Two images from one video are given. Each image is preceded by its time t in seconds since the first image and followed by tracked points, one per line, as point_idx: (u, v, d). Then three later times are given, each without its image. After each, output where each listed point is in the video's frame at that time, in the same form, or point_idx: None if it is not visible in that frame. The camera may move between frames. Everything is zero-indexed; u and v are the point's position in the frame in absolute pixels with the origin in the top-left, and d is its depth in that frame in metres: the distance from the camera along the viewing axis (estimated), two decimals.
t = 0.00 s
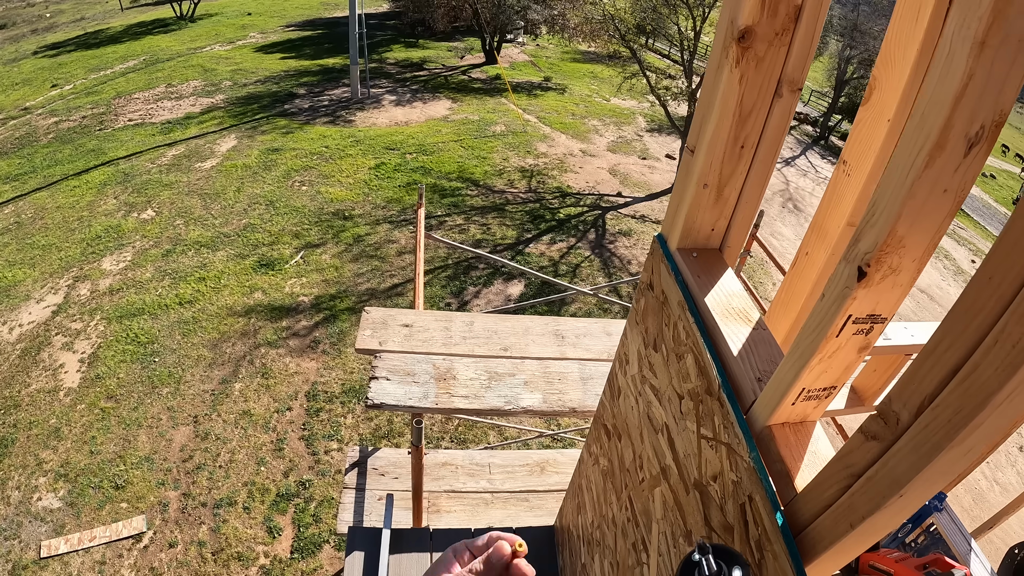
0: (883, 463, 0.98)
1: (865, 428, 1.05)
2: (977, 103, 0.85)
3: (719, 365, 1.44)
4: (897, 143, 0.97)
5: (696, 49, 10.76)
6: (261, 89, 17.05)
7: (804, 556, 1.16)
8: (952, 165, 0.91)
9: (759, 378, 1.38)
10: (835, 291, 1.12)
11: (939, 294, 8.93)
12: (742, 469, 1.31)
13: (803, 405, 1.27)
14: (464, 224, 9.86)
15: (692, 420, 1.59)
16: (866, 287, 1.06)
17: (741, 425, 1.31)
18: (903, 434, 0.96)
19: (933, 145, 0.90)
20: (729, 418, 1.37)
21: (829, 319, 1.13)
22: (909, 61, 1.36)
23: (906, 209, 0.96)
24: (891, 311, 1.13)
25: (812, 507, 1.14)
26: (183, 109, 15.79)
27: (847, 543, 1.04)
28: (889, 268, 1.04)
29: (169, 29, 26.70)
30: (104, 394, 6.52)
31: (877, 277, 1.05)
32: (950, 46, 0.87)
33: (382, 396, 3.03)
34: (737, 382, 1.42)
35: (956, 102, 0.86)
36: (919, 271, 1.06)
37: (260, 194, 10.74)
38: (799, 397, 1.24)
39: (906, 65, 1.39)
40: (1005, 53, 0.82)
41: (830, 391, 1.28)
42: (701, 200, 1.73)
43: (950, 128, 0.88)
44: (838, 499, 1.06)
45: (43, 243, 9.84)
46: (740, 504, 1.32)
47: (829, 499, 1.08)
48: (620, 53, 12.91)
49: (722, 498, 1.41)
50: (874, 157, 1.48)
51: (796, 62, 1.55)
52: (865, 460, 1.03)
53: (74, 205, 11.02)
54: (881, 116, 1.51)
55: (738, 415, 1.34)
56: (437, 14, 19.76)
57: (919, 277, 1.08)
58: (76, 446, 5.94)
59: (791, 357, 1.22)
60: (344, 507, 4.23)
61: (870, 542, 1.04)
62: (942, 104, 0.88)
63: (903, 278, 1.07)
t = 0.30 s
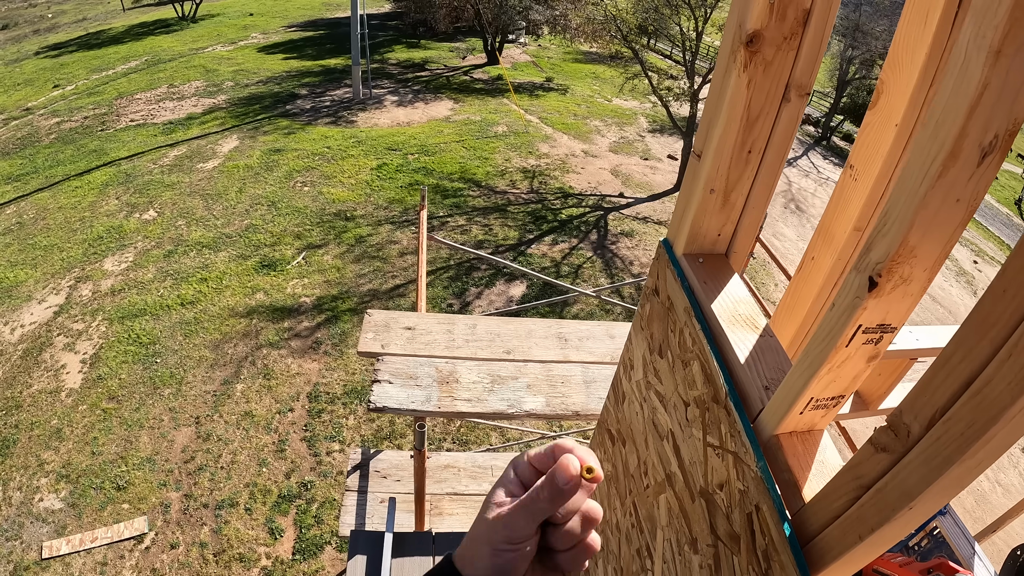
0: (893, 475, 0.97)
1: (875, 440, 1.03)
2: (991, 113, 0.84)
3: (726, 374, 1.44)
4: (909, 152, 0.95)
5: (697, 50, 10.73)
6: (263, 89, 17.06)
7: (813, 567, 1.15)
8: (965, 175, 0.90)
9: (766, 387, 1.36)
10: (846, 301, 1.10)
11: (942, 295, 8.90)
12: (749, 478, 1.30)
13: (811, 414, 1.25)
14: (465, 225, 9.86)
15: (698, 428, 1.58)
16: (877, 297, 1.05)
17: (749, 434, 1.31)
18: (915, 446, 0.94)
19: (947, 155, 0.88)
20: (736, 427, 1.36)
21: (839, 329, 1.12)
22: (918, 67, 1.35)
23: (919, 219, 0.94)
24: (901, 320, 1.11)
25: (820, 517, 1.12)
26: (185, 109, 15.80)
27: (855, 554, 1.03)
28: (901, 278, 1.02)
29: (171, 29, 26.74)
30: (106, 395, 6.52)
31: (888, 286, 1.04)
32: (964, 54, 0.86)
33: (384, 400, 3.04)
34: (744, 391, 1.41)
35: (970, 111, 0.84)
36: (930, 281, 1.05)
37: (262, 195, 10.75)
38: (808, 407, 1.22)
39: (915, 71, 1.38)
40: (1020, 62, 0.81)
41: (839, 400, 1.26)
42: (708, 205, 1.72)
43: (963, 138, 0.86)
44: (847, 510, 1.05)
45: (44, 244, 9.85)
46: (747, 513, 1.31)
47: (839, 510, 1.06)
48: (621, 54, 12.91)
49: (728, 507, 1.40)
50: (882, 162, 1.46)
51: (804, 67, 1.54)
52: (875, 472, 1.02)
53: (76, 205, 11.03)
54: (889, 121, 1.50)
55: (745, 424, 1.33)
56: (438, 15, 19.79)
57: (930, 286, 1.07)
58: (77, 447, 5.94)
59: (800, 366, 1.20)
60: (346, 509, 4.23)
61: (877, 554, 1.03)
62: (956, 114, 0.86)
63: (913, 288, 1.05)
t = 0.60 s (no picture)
0: (894, 486, 0.96)
1: (877, 450, 1.03)
2: (1000, 121, 0.82)
3: (727, 381, 1.43)
4: (914, 160, 0.94)
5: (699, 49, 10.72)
6: (264, 89, 17.06)
7: None
8: (971, 183, 0.88)
9: (768, 394, 1.34)
10: (849, 310, 1.09)
11: (944, 295, 8.88)
12: (751, 486, 1.30)
13: (813, 422, 1.24)
14: (467, 224, 9.85)
15: (700, 434, 1.57)
16: (881, 306, 1.04)
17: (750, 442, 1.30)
18: (916, 458, 0.93)
19: (954, 163, 0.87)
20: (738, 434, 1.36)
21: (841, 338, 1.11)
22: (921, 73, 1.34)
23: (924, 228, 0.93)
24: (904, 329, 1.10)
25: (822, 526, 1.11)
26: (186, 109, 15.81)
27: (856, 565, 1.02)
28: (904, 287, 1.01)
29: (172, 30, 26.75)
30: (108, 395, 6.52)
31: (891, 296, 1.02)
32: (972, 60, 0.85)
33: (385, 402, 3.05)
34: (745, 398, 1.40)
35: (979, 119, 0.83)
36: (934, 289, 1.04)
37: (263, 195, 10.75)
38: (810, 414, 1.21)
39: (917, 76, 1.38)
40: None
41: (841, 408, 1.25)
42: (710, 210, 1.71)
43: (971, 145, 0.85)
44: (848, 519, 1.04)
45: (46, 244, 9.86)
46: (748, 521, 1.31)
47: (840, 519, 1.06)
48: (623, 53, 12.87)
49: (729, 514, 1.40)
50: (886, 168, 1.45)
51: (808, 70, 1.52)
52: (877, 481, 1.00)
53: (77, 205, 11.04)
54: (892, 124, 1.49)
55: (746, 431, 1.33)
56: (439, 15, 19.82)
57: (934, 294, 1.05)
58: (80, 447, 5.94)
59: (802, 375, 1.19)
60: (347, 511, 4.23)
61: (879, 564, 1.02)
62: (963, 122, 0.85)
63: (917, 296, 1.04)
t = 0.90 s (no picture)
0: (883, 495, 0.96)
1: (866, 458, 1.03)
2: (990, 126, 0.82)
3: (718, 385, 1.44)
4: (904, 165, 0.94)
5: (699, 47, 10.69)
6: (264, 88, 17.05)
7: None
8: (961, 189, 0.88)
9: (758, 399, 1.35)
10: (838, 315, 1.10)
11: (943, 292, 8.87)
12: (739, 491, 1.31)
13: (803, 428, 1.25)
14: (466, 222, 9.86)
15: (690, 438, 1.58)
16: (870, 313, 1.04)
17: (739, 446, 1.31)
18: (903, 467, 0.94)
19: (942, 169, 0.87)
20: (728, 439, 1.37)
21: (830, 344, 1.11)
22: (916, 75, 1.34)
23: (913, 235, 0.93)
24: (894, 335, 1.11)
25: (809, 534, 1.12)
26: (185, 108, 15.81)
27: (844, 572, 1.03)
28: (893, 293, 1.02)
29: (171, 28, 26.72)
30: (108, 395, 6.54)
31: (880, 302, 1.03)
32: (962, 65, 0.85)
33: (381, 403, 3.05)
34: (735, 401, 1.41)
35: (968, 124, 0.83)
36: (924, 295, 1.04)
37: (263, 193, 10.75)
38: (798, 420, 1.22)
39: (912, 79, 1.38)
40: (1019, 74, 0.80)
41: (830, 414, 1.25)
42: (701, 212, 1.72)
43: (960, 152, 0.85)
44: (835, 527, 1.05)
45: (46, 244, 9.86)
46: (736, 526, 1.32)
47: (827, 527, 1.07)
48: (622, 51, 12.86)
49: (718, 518, 1.41)
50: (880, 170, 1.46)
51: (798, 72, 1.53)
52: (865, 490, 1.01)
53: (77, 205, 11.04)
54: (886, 126, 1.49)
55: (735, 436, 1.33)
56: (439, 12, 19.91)
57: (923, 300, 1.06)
58: (80, 447, 5.96)
59: (792, 380, 1.20)
60: (345, 510, 4.24)
61: (866, 571, 1.03)
62: (952, 127, 0.85)
63: (907, 302, 1.04)
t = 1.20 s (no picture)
0: (881, 491, 0.95)
1: (864, 454, 1.02)
2: (990, 112, 0.81)
3: (715, 378, 1.42)
4: (903, 153, 0.92)
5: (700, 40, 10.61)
6: (264, 83, 16.99)
7: None
8: (962, 177, 0.86)
9: (756, 392, 1.34)
10: (836, 307, 1.08)
11: (945, 287, 8.84)
12: (737, 486, 1.29)
13: (801, 421, 1.24)
14: (467, 217, 9.83)
15: (688, 432, 1.57)
16: (869, 304, 1.02)
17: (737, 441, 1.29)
18: (904, 462, 0.92)
19: (944, 156, 0.85)
20: (725, 433, 1.35)
21: (829, 336, 1.10)
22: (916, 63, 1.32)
23: (912, 224, 0.91)
24: (894, 327, 1.09)
25: (807, 531, 1.11)
26: (185, 104, 15.76)
27: (841, 569, 1.01)
28: (894, 284, 1.00)
29: (171, 24, 26.62)
30: (109, 391, 6.54)
31: (880, 293, 1.01)
32: (962, 49, 0.83)
33: (380, 397, 3.02)
34: (733, 395, 1.39)
35: (970, 109, 0.81)
36: (924, 286, 1.02)
37: (263, 189, 10.73)
38: (797, 414, 1.21)
39: (913, 67, 1.36)
40: (1020, 59, 0.78)
41: (829, 408, 1.24)
42: (699, 203, 1.70)
43: (962, 137, 0.83)
44: (834, 524, 1.03)
45: (47, 240, 9.86)
46: (735, 522, 1.30)
47: (825, 524, 1.05)
48: (623, 45, 12.78)
49: (716, 514, 1.39)
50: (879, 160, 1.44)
51: (797, 61, 1.51)
52: (863, 486, 1.00)
53: (78, 201, 11.04)
54: (887, 116, 1.47)
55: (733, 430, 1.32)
56: (440, 7, 19.97)
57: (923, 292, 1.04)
58: (81, 443, 5.97)
59: (789, 374, 1.18)
60: (345, 505, 4.26)
61: (864, 568, 1.01)
62: (954, 112, 0.83)
63: (907, 294, 1.02)
